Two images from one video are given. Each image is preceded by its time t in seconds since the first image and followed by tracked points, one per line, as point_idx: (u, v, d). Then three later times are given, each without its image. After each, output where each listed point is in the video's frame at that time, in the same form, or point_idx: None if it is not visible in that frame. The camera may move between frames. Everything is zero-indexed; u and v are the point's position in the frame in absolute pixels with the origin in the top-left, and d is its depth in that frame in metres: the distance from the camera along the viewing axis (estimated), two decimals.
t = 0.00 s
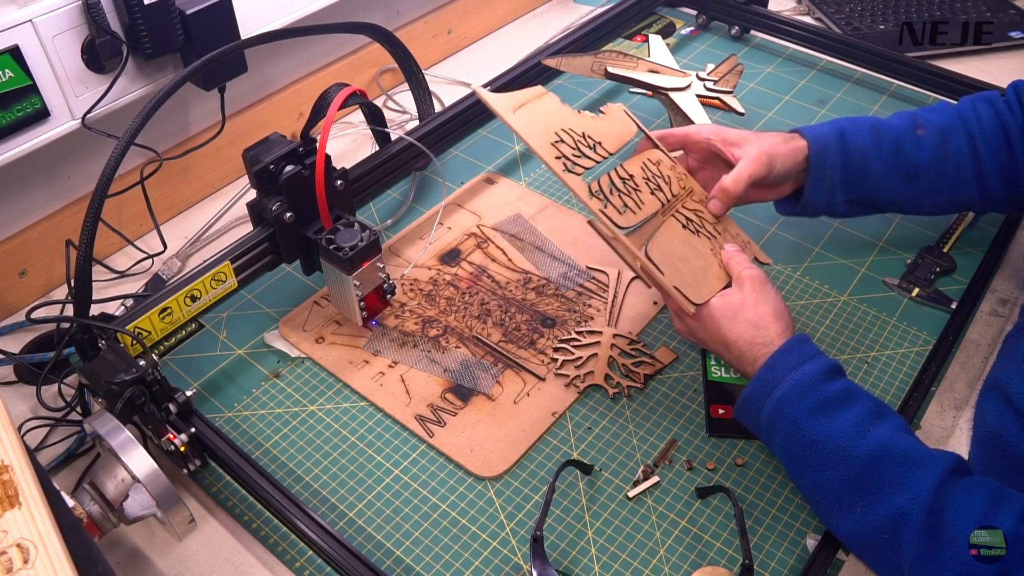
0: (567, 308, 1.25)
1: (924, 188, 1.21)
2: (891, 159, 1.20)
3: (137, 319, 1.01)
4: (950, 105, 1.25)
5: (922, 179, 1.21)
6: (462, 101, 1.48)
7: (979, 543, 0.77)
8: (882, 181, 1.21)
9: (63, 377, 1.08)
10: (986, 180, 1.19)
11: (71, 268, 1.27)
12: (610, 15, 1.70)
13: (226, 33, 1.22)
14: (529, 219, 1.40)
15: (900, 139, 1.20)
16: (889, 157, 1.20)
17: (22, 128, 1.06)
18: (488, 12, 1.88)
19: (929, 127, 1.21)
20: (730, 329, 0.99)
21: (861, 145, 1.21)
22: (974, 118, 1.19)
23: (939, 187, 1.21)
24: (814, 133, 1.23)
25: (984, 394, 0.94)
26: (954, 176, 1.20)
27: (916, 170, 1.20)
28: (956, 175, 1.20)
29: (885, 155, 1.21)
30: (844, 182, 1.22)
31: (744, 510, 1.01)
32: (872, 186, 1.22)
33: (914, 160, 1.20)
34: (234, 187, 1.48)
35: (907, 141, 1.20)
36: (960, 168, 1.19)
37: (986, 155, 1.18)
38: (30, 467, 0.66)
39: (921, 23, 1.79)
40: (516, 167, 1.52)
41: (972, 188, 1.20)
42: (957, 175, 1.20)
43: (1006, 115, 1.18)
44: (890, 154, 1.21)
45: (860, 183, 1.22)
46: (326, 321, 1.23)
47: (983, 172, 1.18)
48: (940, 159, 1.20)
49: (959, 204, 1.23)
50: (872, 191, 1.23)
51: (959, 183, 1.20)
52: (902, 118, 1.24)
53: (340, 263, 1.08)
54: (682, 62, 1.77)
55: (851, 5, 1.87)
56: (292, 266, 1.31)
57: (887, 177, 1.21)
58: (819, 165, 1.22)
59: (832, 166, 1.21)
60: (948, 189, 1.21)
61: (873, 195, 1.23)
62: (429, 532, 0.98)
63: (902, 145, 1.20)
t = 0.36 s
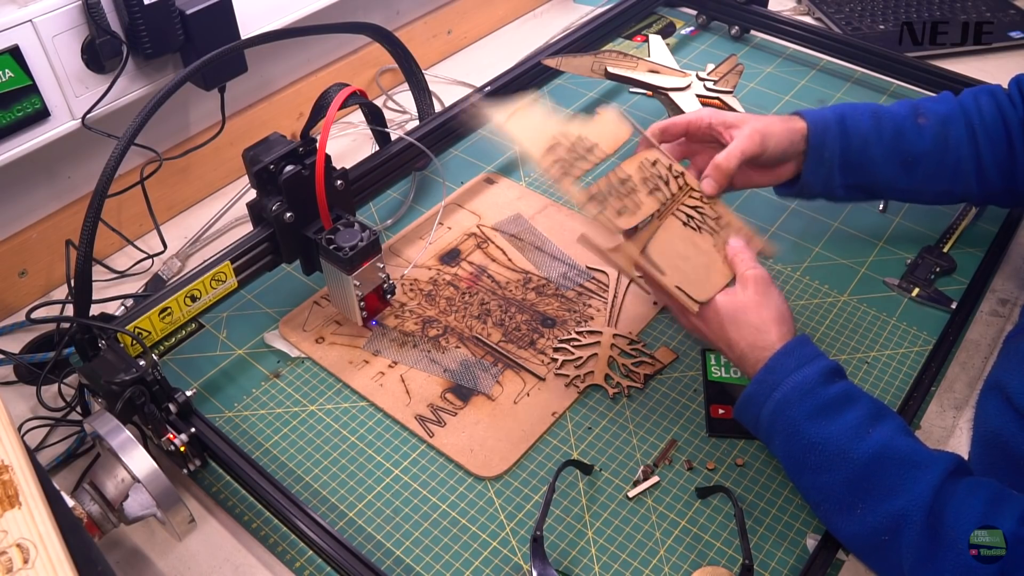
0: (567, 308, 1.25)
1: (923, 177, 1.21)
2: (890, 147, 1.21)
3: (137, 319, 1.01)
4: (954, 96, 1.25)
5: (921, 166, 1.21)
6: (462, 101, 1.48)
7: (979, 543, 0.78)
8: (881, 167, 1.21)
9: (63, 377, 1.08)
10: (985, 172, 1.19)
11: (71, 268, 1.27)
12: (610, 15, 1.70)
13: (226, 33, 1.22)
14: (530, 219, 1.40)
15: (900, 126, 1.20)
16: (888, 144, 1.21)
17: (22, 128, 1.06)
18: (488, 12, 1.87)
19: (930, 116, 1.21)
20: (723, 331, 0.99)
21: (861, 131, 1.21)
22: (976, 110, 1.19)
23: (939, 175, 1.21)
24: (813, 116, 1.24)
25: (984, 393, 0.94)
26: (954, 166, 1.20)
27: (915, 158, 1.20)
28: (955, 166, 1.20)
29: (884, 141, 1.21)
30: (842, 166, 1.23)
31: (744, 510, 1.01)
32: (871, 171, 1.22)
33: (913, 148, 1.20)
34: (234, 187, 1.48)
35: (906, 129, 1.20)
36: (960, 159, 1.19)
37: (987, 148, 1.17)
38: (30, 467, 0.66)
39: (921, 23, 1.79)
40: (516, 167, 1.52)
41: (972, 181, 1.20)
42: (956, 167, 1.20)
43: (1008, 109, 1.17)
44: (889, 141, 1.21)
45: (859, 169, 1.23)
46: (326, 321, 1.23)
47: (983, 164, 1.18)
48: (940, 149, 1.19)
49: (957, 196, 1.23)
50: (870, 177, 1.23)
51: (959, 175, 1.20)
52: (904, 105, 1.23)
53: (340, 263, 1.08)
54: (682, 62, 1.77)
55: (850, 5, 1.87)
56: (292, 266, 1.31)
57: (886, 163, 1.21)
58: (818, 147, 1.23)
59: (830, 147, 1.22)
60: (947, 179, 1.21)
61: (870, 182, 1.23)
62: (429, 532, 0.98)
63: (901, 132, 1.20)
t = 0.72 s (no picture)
0: (567, 307, 1.25)
1: (934, 169, 1.21)
2: (901, 138, 1.20)
3: (137, 319, 1.01)
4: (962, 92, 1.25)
5: (932, 159, 1.21)
6: (463, 101, 1.48)
7: (979, 543, 0.74)
8: (893, 160, 1.21)
9: (63, 377, 1.08)
10: (997, 163, 1.18)
11: (71, 268, 1.27)
12: (610, 15, 1.70)
13: (226, 33, 1.22)
14: (530, 219, 1.40)
15: (910, 117, 1.20)
16: (899, 134, 1.20)
17: (22, 128, 1.06)
18: (488, 12, 1.88)
19: (940, 109, 1.21)
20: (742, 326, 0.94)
21: (871, 122, 1.21)
22: (985, 104, 1.19)
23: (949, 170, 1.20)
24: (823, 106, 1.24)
25: (984, 393, 0.94)
26: (965, 159, 1.19)
27: (926, 150, 1.20)
28: (967, 159, 1.19)
29: (895, 133, 1.20)
30: (853, 158, 1.23)
31: (744, 510, 1.01)
32: (884, 165, 1.22)
33: (925, 138, 1.20)
34: (234, 187, 1.49)
35: (917, 121, 1.20)
36: (972, 151, 1.19)
37: (998, 140, 1.17)
38: (30, 467, 0.66)
39: (921, 23, 1.79)
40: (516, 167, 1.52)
41: (983, 174, 1.19)
42: (969, 159, 1.19)
43: (1019, 103, 1.17)
44: (900, 132, 1.20)
45: (870, 163, 1.22)
46: (326, 321, 1.23)
47: (995, 156, 1.18)
48: (951, 140, 1.19)
49: (968, 190, 1.23)
50: (881, 170, 1.22)
51: (971, 167, 1.19)
52: (913, 99, 1.24)
53: (340, 263, 1.08)
54: (682, 62, 1.77)
55: (850, 5, 1.87)
56: (292, 266, 1.31)
57: (898, 156, 1.21)
58: (828, 137, 1.22)
59: (841, 138, 1.22)
60: (960, 171, 1.20)
61: (883, 175, 1.22)
62: (429, 532, 0.98)
63: (912, 124, 1.20)
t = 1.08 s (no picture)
0: (567, 307, 1.25)
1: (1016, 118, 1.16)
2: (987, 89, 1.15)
3: (137, 319, 1.01)
4: None
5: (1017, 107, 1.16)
6: (463, 101, 1.48)
7: (979, 542, 0.66)
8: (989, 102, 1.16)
9: (63, 377, 1.08)
10: None
11: (71, 268, 1.27)
12: (611, 15, 1.70)
13: (226, 33, 1.22)
14: (529, 219, 1.40)
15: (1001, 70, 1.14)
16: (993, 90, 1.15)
17: (22, 128, 1.06)
18: (488, 12, 1.88)
19: None
20: (708, 287, 0.81)
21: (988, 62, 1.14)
22: None
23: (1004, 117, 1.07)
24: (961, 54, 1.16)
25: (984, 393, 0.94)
26: None
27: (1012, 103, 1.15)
28: None
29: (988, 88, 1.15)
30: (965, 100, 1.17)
31: (744, 510, 1.01)
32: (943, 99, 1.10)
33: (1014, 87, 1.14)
34: (234, 187, 1.49)
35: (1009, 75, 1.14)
36: None
37: None
38: (30, 467, 0.66)
39: (921, 24, 1.79)
40: (516, 166, 1.53)
41: None
42: None
43: None
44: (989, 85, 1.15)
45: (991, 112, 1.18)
46: (326, 321, 1.23)
47: None
48: None
49: None
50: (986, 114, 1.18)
51: None
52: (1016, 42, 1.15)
53: (340, 263, 1.08)
54: (682, 62, 1.77)
55: (850, 5, 1.87)
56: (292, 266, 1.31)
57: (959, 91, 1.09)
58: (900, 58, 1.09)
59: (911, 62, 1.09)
60: None
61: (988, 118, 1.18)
62: (429, 532, 0.98)
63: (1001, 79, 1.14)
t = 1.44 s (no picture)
0: (567, 307, 1.25)
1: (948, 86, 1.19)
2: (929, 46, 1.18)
3: (137, 319, 1.00)
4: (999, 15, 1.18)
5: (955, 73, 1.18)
6: (463, 101, 1.48)
7: (979, 541, 0.68)
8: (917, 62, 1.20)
9: (62, 377, 1.08)
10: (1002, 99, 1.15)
11: (71, 268, 1.27)
12: (611, 15, 1.70)
13: (226, 33, 1.22)
14: (529, 219, 1.40)
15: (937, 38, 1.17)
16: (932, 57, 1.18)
17: (22, 128, 1.06)
18: (488, 12, 1.87)
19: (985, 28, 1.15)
20: (740, 232, 0.81)
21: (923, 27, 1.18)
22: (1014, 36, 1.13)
23: (961, 89, 1.17)
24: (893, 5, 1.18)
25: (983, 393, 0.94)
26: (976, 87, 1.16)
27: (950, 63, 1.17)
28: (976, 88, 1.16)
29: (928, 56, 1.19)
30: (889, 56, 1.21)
31: (744, 510, 1.01)
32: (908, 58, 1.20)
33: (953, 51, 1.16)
34: (234, 187, 1.49)
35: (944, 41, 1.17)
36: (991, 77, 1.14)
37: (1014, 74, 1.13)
38: (30, 467, 0.66)
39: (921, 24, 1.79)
40: (516, 166, 1.53)
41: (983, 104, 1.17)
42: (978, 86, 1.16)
43: None
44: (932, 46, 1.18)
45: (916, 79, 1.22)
46: (326, 321, 1.23)
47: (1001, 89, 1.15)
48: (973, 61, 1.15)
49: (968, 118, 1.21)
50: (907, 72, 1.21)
51: (976, 96, 1.17)
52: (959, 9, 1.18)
53: (340, 263, 1.08)
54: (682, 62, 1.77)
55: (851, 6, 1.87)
56: (292, 266, 1.31)
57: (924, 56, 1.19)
58: (869, 19, 1.19)
59: (881, 22, 1.19)
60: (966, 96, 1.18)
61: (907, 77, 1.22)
62: (429, 532, 0.98)
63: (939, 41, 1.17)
